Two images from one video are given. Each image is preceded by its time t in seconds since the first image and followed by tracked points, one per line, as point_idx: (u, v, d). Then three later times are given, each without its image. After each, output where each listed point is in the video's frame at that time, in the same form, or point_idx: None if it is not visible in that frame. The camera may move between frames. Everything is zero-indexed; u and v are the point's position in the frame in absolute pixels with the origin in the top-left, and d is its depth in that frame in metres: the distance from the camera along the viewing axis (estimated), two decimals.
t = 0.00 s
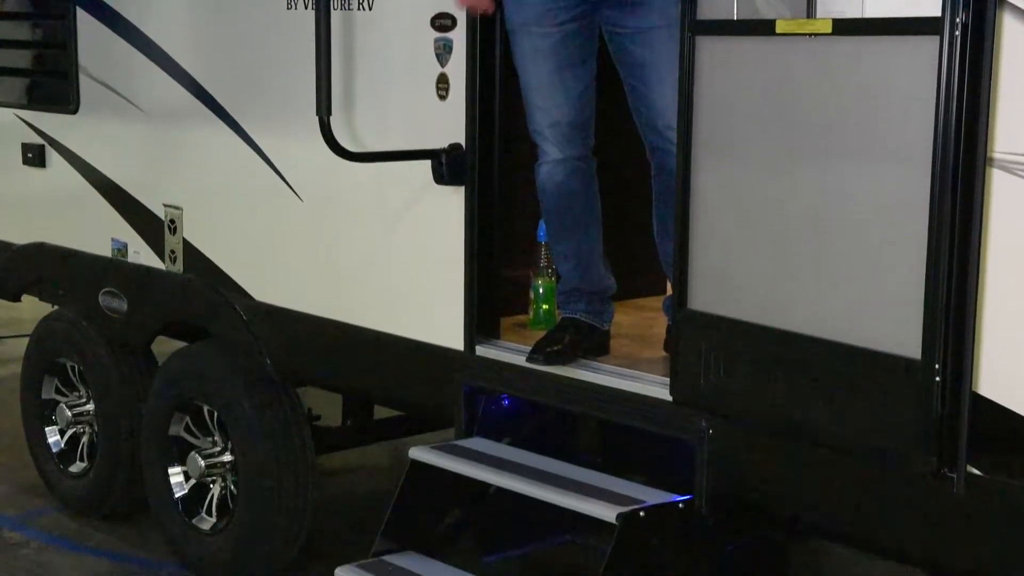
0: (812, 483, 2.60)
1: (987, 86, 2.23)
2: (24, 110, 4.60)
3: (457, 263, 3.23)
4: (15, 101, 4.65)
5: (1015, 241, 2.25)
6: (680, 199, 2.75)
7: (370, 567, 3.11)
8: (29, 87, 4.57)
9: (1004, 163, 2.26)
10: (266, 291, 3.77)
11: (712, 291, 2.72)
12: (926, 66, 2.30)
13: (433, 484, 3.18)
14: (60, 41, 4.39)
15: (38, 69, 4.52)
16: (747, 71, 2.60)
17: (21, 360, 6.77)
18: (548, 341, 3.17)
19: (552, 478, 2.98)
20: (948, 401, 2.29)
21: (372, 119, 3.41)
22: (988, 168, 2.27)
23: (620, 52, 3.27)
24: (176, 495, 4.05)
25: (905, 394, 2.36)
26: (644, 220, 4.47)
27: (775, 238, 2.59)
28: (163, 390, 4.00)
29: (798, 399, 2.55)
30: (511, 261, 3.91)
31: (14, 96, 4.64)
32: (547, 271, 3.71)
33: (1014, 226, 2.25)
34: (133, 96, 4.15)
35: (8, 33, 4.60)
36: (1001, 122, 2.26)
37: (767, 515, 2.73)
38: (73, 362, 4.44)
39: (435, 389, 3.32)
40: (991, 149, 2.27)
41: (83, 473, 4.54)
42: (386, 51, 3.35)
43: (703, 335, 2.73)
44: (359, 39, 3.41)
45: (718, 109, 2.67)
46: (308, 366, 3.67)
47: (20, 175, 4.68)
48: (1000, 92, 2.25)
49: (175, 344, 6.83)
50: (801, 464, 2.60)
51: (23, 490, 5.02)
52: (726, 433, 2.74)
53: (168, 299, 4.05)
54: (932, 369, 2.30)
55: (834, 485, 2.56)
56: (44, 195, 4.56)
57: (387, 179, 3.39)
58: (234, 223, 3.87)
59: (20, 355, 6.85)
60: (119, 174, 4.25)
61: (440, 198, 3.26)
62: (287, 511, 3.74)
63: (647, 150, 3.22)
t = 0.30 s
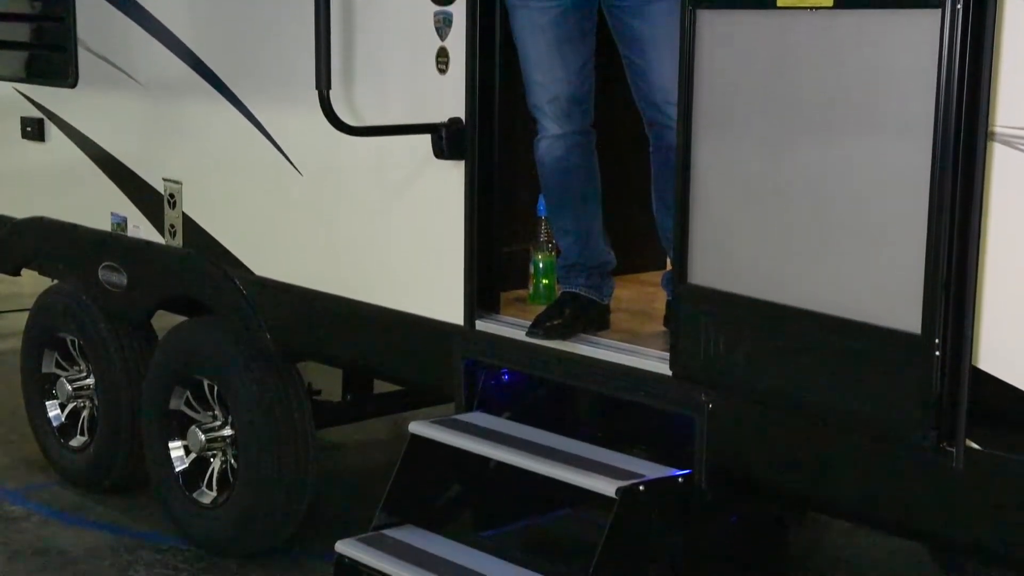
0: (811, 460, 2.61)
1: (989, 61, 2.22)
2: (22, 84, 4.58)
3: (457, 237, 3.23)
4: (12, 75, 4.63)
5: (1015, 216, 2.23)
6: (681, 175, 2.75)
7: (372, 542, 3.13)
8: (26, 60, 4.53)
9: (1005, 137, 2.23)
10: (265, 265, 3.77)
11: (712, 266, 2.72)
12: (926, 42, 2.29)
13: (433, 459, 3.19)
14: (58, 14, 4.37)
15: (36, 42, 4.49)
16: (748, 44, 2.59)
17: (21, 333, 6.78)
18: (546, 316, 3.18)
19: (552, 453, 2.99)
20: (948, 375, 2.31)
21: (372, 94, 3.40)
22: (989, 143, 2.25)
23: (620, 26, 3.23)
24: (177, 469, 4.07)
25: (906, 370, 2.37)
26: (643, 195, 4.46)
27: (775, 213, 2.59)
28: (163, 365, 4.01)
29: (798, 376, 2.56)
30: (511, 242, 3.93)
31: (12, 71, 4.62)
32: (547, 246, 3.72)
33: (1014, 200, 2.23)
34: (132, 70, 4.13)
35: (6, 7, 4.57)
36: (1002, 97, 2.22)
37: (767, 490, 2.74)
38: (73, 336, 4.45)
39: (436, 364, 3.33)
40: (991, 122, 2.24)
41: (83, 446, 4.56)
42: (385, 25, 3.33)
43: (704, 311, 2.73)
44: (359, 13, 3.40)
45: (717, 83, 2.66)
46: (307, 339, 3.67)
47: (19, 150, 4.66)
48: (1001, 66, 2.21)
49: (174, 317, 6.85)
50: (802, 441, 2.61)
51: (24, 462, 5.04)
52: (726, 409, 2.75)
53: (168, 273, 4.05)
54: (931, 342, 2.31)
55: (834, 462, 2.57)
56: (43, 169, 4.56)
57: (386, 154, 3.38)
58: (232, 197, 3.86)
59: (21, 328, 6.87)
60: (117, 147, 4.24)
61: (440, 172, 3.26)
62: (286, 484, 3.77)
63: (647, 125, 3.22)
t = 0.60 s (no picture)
0: (810, 434, 2.61)
1: (990, 34, 2.19)
2: (21, 59, 4.58)
3: (457, 212, 3.22)
4: (11, 49, 4.63)
5: (1015, 190, 2.22)
6: (681, 151, 2.75)
7: (371, 516, 3.12)
8: (25, 33, 4.52)
9: (1006, 111, 2.22)
10: (265, 239, 3.77)
11: (712, 240, 2.72)
12: (926, 15, 2.26)
13: (434, 433, 3.20)
14: None
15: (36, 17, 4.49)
16: (749, 19, 2.58)
17: (20, 307, 6.79)
18: (546, 290, 3.17)
19: (552, 428, 2.99)
20: (948, 348, 2.29)
21: (371, 69, 3.39)
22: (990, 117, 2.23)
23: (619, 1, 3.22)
24: (177, 444, 4.08)
25: (906, 345, 2.35)
26: (642, 171, 4.47)
27: (774, 188, 2.59)
28: (163, 339, 4.02)
29: (797, 351, 2.55)
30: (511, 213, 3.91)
31: (11, 45, 4.62)
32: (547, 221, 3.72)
33: (1014, 174, 2.22)
34: (130, 44, 4.12)
35: None
36: (1003, 72, 2.21)
37: (766, 464, 2.75)
38: (72, 311, 4.46)
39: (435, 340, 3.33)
40: (992, 97, 2.22)
41: (83, 421, 4.56)
42: None
43: (704, 286, 2.73)
44: None
45: (718, 57, 2.65)
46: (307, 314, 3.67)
47: (18, 124, 4.65)
48: (1002, 40, 2.20)
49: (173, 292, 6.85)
50: (801, 416, 2.62)
51: (24, 437, 5.05)
52: (726, 383, 2.75)
53: (168, 248, 4.05)
54: (930, 317, 2.30)
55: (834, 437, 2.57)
56: (42, 144, 4.55)
57: (386, 129, 3.38)
58: (232, 172, 3.85)
59: (20, 302, 6.87)
60: (115, 121, 4.23)
61: (439, 147, 3.25)
62: (285, 458, 3.77)
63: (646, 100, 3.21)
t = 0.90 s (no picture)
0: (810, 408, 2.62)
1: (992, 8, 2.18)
2: (19, 31, 4.53)
3: (456, 186, 3.21)
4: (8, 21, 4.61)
5: (1016, 163, 2.21)
6: (682, 125, 2.74)
7: (371, 489, 3.13)
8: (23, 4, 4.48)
9: (1007, 84, 2.21)
10: (265, 214, 3.76)
11: (711, 215, 2.71)
12: None
13: (434, 407, 3.21)
14: None
15: None
16: None
17: (19, 279, 6.79)
18: (546, 264, 3.16)
19: (552, 402, 3.00)
20: (948, 324, 2.28)
21: (371, 42, 3.37)
22: (991, 90, 2.22)
23: None
24: (177, 417, 4.08)
25: (907, 320, 2.35)
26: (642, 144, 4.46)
27: (775, 162, 2.58)
28: (163, 312, 4.02)
29: (798, 326, 2.56)
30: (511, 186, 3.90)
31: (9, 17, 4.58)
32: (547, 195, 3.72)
33: (1015, 148, 2.21)
34: (129, 16, 4.10)
35: None
36: (1005, 46, 2.20)
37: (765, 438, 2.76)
38: (72, 284, 4.46)
39: (435, 314, 3.33)
40: (993, 70, 2.22)
41: (83, 394, 4.57)
42: None
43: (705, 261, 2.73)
44: None
45: (719, 30, 2.64)
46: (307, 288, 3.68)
47: (16, 97, 4.64)
48: (1004, 13, 2.19)
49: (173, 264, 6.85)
50: (802, 390, 2.62)
51: (24, 409, 5.05)
52: (726, 357, 2.75)
53: (167, 221, 4.05)
54: (930, 292, 2.29)
55: (834, 411, 2.58)
56: (41, 116, 4.54)
57: (386, 102, 3.37)
58: (231, 146, 3.85)
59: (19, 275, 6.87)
60: (114, 94, 4.21)
61: (439, 121, 3.24)
62: (287, 431, 3.79)
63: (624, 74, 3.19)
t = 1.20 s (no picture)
0: (809, 383, 2.62)
1: None
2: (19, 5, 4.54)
3: (457, 160, 3.21)
4: None
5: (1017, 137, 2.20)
6: (681, 99, 2.73)
7: (371, 464, 3.13)
8: None
9: (1010, 58, 2.19)
10: (265, 188, 3.75)
11: (712, 189, 2.71)
12: None
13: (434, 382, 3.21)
14: None
15: None
16: None
17: (19, 254, 6.79)
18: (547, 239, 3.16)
19: (552, 377, 3.00)
20: (948, 299, 2.29)
21: (371, 16, 3.36)
22: (992, 63, 2.21)
23: None
24: (177, 391, 4.09)
25: (907, 294, 2.35)
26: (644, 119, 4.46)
27: (776, 136, 2.57)
28: (164, 287, 4.02)
29: (798, 301, 2.55)
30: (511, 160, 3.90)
31: None
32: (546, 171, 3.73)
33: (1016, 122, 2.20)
34: None
35: None
36: (1008, 18, 2.18)
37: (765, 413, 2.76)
38: (73, 259, 4.46)
39: (435, 289, 3.33)
40: (996, 44, 2.20)
41: (84, 368, 4.58)
42: None
43: (705, 236, 2.72)
44: None
45: (719, 2, 2.62)
46: (307, 263, 3.67)
47: (15, 71, 4.63)
48: None
49: (173, 238, 6.85)
50: (802, 365, 2.62)
51: (25, 384, 5.06)
52: (727, 332, 2.75)
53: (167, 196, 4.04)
54: (931, 266, 2.29)
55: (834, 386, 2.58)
56: (40, 91, 4.53)
57: (386, 77, 3.36)
58: (230, 120, 3.84)
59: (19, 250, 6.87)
60: (114, 68, 4.20)
61: (440, 95, 3.23)
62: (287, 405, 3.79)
63: (609, 50, 3.17)
